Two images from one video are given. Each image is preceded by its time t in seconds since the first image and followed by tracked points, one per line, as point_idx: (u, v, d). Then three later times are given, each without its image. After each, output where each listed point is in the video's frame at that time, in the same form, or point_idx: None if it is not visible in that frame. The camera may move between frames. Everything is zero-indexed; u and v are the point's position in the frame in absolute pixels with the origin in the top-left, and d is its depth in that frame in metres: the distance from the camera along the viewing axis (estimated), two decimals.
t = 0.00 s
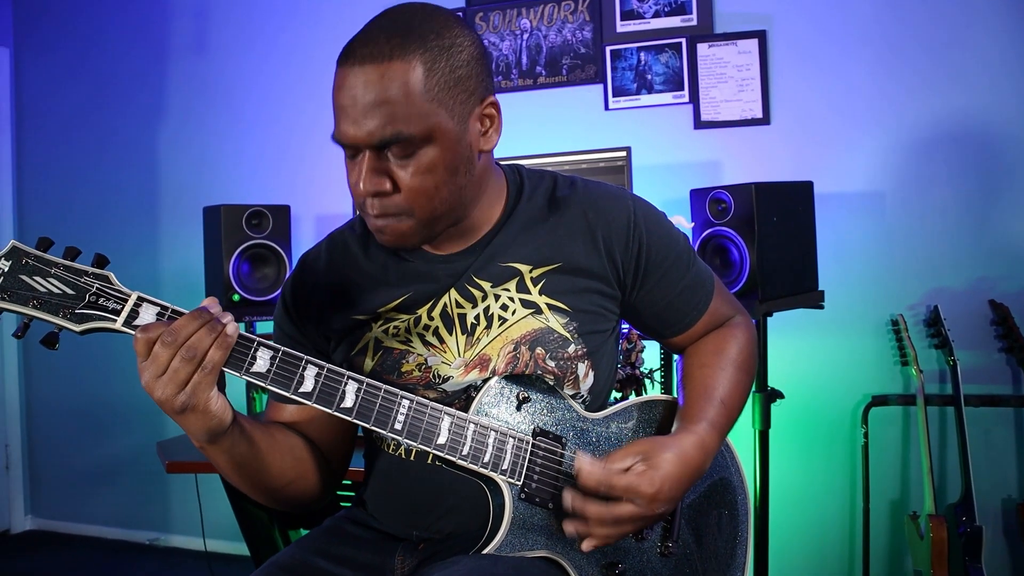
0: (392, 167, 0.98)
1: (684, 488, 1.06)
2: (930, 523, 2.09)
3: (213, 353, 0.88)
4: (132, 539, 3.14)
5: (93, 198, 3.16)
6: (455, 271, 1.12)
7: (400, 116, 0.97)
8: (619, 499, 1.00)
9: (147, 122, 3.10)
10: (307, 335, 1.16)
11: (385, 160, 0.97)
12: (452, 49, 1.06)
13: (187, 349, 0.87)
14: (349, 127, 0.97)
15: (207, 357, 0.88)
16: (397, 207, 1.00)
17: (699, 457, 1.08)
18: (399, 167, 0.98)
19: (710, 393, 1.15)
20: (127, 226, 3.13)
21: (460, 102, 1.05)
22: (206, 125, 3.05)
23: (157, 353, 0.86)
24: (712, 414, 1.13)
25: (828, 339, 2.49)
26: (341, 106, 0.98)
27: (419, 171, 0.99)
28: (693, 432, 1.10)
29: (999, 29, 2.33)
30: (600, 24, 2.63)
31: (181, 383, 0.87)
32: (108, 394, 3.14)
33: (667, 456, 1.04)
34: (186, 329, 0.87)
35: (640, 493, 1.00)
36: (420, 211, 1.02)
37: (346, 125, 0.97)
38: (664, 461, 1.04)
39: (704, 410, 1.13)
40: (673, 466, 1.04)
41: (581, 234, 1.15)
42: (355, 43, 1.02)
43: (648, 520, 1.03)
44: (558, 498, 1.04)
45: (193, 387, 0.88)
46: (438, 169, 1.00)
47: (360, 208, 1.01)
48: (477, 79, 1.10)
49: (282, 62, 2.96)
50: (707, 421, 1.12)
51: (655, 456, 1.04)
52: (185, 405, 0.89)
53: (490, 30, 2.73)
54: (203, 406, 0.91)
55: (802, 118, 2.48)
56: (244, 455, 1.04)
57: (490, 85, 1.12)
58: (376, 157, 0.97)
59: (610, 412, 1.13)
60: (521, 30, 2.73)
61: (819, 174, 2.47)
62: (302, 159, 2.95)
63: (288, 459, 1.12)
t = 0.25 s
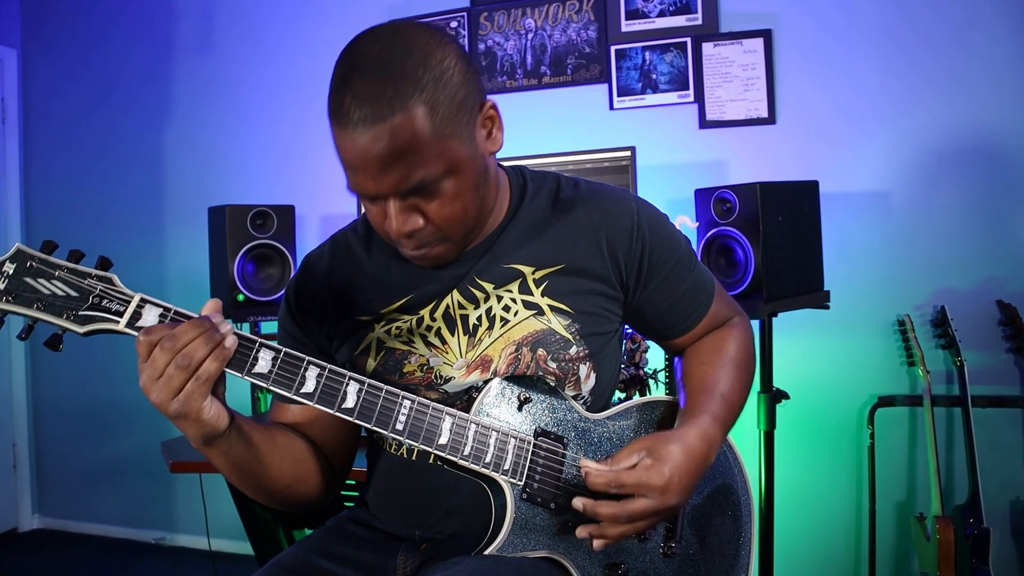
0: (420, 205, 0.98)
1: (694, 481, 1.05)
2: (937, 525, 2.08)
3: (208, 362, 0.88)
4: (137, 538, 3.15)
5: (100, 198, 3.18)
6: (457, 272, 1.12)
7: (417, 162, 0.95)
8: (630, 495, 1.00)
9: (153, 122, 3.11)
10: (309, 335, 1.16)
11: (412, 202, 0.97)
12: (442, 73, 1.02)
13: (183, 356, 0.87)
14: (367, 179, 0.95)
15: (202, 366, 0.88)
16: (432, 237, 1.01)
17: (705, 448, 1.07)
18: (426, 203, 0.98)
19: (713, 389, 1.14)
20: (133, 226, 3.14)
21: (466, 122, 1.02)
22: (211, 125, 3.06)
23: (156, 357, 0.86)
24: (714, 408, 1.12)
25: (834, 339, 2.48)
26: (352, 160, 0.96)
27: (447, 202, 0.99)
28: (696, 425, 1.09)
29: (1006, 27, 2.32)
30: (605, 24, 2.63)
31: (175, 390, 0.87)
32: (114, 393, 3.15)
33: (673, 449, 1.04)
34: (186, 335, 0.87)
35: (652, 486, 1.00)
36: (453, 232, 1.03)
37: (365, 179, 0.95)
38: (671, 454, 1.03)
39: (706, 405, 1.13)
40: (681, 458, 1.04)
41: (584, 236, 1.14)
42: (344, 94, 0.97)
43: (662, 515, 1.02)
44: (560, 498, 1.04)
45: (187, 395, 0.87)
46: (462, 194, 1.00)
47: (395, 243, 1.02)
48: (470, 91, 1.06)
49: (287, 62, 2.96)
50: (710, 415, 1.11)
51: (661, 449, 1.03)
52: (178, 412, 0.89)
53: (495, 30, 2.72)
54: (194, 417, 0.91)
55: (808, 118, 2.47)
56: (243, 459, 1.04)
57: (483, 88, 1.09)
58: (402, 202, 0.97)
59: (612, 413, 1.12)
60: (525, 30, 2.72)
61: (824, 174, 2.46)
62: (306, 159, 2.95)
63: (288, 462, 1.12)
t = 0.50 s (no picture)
0: (418, 166, 0.99)
1: (687, 460, 1.03)
2: (943, 526, 2.07)
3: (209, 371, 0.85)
4: (143, 537, 3.17)
5: (106, 199, 3.19)
6: (458, 272, 1.12)
7: (422, 121, 0.98)
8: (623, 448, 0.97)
9: (159, 123, 3.12)
10: (310, 333, 1.16)
11: (411, 159, 0.98)
12: (466, 45, 1.07)
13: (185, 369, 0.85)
14: (371, 128, 0.97)
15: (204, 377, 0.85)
16: (424, 207, 1.01)
17: (707, 434, 1.05)
18: (423, 165, 0.99)
19: (716, 377, 1.13)
20: (139, 227, 3.15)
21: (478, 98, 1.06)
22: (216, 125, 3.06)
23: (157, 373, 0.85)
24: (717, 394, 1.11)
25: (839, 339, 2.46)
26: (361, 108, 0.99)
27: (445, 168, 1.00)
28: (701, 409, 1.08)
29: (1015, 25, 2.30)
30: (610, 23, 2.62)
31: (181, 405, 0.85)
32: (120, 393, 3.16)
33: (678, 421, 1.03)
34: (182, 346, 0.85)
35: (647, 448, 0.97)
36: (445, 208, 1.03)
37: (369, 129, 0.97)
38: (674, 425, 1.02)
39: (711, 392, 1.11)
40: (682, 431, 1.02)
41: (586, 235, 1.15)
42: (369, 43, 1.02)
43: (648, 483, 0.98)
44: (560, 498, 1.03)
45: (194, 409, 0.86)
46: (464, 165, 1.02)
47: (387, 212, 1.01)
48: (487, 77, 1.10)
49: (292, 62, 2.97)
50: (715, 401, 1.10)
51: (667, 419, 1.02)
52: (190, 427, 0.87)
53: (500, 29, 2.72)
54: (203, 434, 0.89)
55: (814, 117, 2.46)
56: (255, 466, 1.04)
57: (500, 78, 1.13)
58: (402, 157, 0.98)
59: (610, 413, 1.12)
60: (530, 30, 2.72)
61: (830, 173, 2.44)
62: (311, 159, 2.95)
63: (298, 462, 1.13)
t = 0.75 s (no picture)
0: (407, 180, 0.99)
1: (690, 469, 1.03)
2: (950, 528, 2.05)
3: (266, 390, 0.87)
4: (148, 536, 3.18)
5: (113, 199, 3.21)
6: (460, 267, 1.13)
7: (414, 137, 0.97)
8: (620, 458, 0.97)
9: (165, 123, 3.13)
10: (315, 330, 1.18)
11: (400, 173, 0.99)
12: (460, 56, 1.06)
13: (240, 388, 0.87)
14: (361, 143, 0.97)
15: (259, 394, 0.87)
16: (412, 219, 1.02)
17: (707, 442, 1.04)
18: (412, 179, 0.99)
19: (721, 380, 1.12)
20: (146, 227, 3.16)
21: (472, 110, 1.05)
22: (222, 126, 3.07)
23: (211, 396, 0.86)
24: (720, 399, 1.10)
25: (845, 339, 2.45)
26: (352, 122, 0.99)
27: (433, 183, 1.00)
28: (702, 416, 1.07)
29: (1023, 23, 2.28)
30: (615, 23, 2.62)
31: (244, 423, 0.87)
32: (126, 393, 3.18)
33: (678, 432, 1.01)
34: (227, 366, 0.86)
35: (644, 459, 0.96)
36: (434, 220, 1.03)
37: (358, 143, 0.97)
38: (674, 436, 1.00)
39: (713, 397, 1.10)
40: (682, 442, 1.00)
41: (585, 231, 1.15)
42: (361, 57, 1.01)
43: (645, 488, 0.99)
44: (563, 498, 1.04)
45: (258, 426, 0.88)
46: (452, 181, 1.02)
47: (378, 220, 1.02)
48: (482, 87, 1.08)
49: (297, 63, 2.97)
50: (717, 408, 1.09)
51: (667, 429, 1.00)
52: (256, 444, 0.90)
53: (504, 29, 2.72)
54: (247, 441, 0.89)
55: (820, 116, 2.45)
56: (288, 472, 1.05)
57: (498, 88, 1.12)
58: (391, 171, 0.98)
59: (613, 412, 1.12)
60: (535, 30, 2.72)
61: (836, 173, 2.43)
62: (316, 159, 2.96)
63: (322, 460, 1.13)
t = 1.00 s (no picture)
0: (403, 143, 1.01)
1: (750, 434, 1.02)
2: (959, 530, 2.04)
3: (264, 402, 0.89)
4: (155, 536, 3.19)
5: (120, 200, 3.22)
6: (462, 254, 1.14)
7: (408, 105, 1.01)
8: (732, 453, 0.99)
9: (171, 124, 3.15)
10: (321, 323, 1.21)
11: (396, 137, 1.01)
12: (454, 34, 1.10)
13: (239, 395, 0.88)
14: (359, 111, 1.01)
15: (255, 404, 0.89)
16: (411, 183, 1.02)
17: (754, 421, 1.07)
18: (408, 141, 1.01)
19: (732, 378, 1.16)
20: (152, 228, 3.18)
21: (465, 82, 1.08)
22: (227, 126, 3.08)
23: (201, 397, 0.86)
24: (740, 391, 1.13)
25: (852, 340, 2.44)
26: (352, 96, 1.03)
27: (428, 144, 1.01)
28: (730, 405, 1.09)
29: None
30: (620, 22, 2.61)
31: (233, 431, 0.88)
32: (133, 392, 3.19)
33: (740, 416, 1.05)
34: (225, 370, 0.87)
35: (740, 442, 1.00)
36: (433, 186, 1.04)
37: (357, 111, 1.01)
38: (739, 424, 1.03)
39: (734, 391, 1.13)
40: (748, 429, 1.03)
41: (587, 222, 1.17)
42: (359, 40, 1.07)
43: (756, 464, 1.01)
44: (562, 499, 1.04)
45: (244, 436, 0.89)
46: (447, 144, 1.03)
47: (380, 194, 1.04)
48: (474, 63, 1.12)
49: (303, 63, 2.98)
50: (742, 398, 1.11)
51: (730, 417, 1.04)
52: (232, 455, 0.89)
53: (509, 30, 2.72)
54: (224, 449, 0.88)
55: (826, 116, 2.44)
56: (274, 480, 1.04)
57: (490, 69, 1.15)
58: (387, 135, 1.01)
59: (612, 415, 1.10)
60: (540, 30, 2.71)
61: (843, 172, 2.42)
62: (321, 160, 2.97)
63: (312, 465, 1.13)
